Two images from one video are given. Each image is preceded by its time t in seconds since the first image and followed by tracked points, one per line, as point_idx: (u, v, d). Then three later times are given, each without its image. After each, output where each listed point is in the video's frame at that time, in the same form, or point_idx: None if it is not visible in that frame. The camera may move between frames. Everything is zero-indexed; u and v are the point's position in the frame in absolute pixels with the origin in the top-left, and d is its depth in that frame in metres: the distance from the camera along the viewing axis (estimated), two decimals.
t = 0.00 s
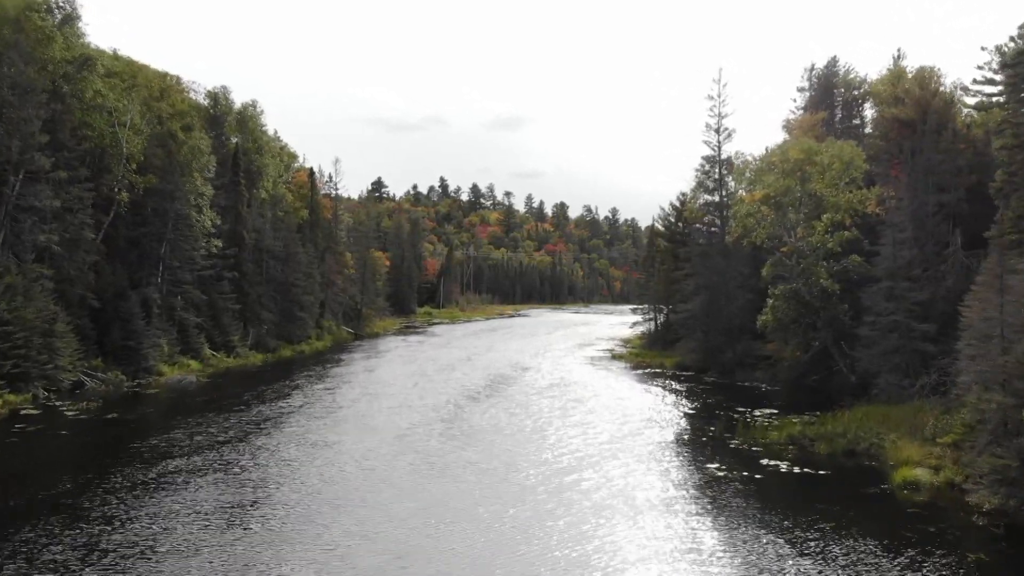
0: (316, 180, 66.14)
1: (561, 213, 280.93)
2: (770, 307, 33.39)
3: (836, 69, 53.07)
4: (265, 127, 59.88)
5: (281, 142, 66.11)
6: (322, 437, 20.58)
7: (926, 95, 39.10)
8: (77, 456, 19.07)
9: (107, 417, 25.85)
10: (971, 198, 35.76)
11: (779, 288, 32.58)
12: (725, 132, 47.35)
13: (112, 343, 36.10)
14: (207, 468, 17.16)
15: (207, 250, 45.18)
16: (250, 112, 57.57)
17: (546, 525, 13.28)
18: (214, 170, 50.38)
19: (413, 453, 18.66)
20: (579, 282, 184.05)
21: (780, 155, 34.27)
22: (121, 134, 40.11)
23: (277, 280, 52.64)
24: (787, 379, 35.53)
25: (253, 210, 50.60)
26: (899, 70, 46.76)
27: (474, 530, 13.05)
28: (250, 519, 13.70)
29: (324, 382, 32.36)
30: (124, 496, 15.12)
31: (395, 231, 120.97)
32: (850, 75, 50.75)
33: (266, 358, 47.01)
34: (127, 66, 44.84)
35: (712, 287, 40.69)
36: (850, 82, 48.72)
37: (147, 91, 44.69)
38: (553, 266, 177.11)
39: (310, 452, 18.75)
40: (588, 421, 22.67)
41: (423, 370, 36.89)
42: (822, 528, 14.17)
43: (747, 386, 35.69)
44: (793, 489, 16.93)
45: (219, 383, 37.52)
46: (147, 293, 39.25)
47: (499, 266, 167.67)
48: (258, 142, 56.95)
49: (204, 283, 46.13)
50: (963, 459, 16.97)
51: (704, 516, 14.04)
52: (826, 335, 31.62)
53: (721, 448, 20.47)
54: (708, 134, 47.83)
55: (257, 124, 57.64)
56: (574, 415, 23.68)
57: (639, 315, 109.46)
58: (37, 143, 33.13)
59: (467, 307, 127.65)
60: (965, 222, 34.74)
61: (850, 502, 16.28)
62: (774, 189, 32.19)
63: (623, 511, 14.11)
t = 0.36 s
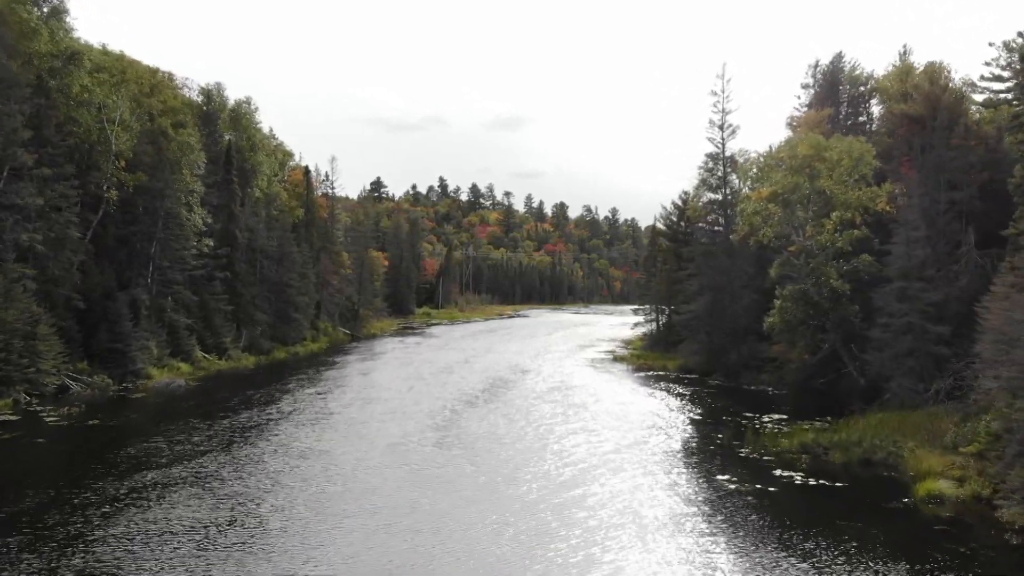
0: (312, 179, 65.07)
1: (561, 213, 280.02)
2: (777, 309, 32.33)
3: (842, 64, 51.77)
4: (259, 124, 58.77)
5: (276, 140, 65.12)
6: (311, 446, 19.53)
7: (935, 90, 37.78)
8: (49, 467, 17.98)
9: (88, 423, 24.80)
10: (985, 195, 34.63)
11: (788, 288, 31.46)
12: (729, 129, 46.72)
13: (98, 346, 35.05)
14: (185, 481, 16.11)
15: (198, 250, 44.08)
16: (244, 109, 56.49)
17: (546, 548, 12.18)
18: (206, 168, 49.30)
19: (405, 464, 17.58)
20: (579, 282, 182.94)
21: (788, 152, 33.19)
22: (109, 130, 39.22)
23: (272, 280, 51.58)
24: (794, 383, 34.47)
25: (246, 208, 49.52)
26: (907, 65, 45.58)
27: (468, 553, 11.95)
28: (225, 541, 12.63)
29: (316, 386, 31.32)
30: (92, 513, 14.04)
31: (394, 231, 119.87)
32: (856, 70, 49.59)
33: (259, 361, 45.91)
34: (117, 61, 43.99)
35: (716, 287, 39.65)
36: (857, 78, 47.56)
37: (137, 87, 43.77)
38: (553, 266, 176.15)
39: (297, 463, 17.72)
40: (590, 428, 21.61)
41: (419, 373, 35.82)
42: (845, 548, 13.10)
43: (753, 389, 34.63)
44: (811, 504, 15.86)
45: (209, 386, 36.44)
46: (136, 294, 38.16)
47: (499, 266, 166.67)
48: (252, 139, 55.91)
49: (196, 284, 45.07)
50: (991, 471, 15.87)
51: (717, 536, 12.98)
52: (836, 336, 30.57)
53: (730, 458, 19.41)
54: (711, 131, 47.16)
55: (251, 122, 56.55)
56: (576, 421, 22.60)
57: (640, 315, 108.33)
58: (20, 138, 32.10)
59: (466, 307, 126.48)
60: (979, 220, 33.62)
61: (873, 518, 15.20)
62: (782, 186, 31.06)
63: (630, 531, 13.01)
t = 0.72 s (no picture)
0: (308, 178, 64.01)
1: (561, 213, 279.33)
2: (785, 310, 31.27)
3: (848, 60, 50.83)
4: (254, 122, 57.67)
5: (272, 138, 64.10)
6: (298, 455, 18.54)
7: (946, 86, 36.87)
8: (20, 477, 16.96)
9: (69, 429, 23.81)
10: (998, 193, 33.58)
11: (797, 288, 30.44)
12: (735, 125, 43.69)
13: (85, 348, 34.04)
14: (162, 496, 15.11)
15: (189, 250, 43.02)
16: (237, 107, 55.40)
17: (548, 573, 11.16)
18: (198, 166, 48.24)
19: (397, 477, 16.57)
20: (579, 282, 181.96)
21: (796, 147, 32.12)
22: (98, 126, 38.22)
23: (266, 280, 50.56)
24: (802, 386, 33.42)
25: (240, 207, 48.46)
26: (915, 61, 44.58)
27: None
28: (199, 564, 11.63)
29: (309, 390, 30.30)
30: (59, 531, 13.03)
31: (393, 231, 118.76)
32: (862, 66, 48.60)
33: (252, 363, 44.91)
34: (106, 56, 42.96)
35: (721, 287, 38.62)
36: (864, 74, 46.50)
37: (126, 83, 42.75)
38: (553, 266, 175.30)
39: (283, 475, 16.73)
40: (593, 435, 20.60)
41: (416, 376, 34.78)
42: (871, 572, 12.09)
43: (759, 393, 33.62)
44: (830, 521, 14.86)
45: (199, 390, 35.41)
46: (124, 294, 37.13)
47: (498, 266, 165.80)
48: (246, 137, 54.83)
49: (188, 284, 44.04)
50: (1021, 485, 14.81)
51: (733, 559, 11.97)
52: (846, 339, 29.58)
53: (741, 468, 18.41)
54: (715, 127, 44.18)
55: (245, 119, 55.47)
56: (578, 428, 21.60)
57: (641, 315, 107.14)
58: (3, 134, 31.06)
59: (465, 308, 125.35)
60: (992, 219, 32.58)
61: (897, 536, 14.18)
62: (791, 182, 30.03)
63: (640, 554, 12.00)
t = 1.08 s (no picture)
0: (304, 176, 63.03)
1: (561, 213, 278.48)
2: (793, 311, 30.25)
3: (854, 56, 49.81)
4: (248, 120, 56.62)
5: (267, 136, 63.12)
6: (284, 466, 17.53)
7: (956, 80, 35.86)
8: None
9: (47, 436, 22.76)
10: (1011, 191, 32.56)
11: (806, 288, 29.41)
12: (738, 122, 41.40)
13: (70, 350, 32.99)
14: (135, 513, 14.10)
15: (180, 249, 41.97)
16: (231, 104, 54.34)
17: None
18: (190, 164, 47.16)
19: (388, 491, 15.53)
20: (579, 282, 180.96)
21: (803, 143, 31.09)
22: (86, 123, 37.33)
23: (260, 280, 49.51)
24: (810, 390, 32.40)
25: (233, 206, 47.44)
26: (923, 56, 43.56)
27: None
28: None
29: (300, 394, 29.26)
30: (18, 554, 12.00)
31: (391, 231, 117.68)
32: (869, 62, 47.58)
33: (245, 365, 43.90)
34: (96, 51, 42.02)
35: (725, 288, 37.56)
36: (871, 70, 45.43)
37: (116, 78, 41.80)
38: (553, 266, 174.46)
39: (266, 489, 15.72)
40: (595, 444, 19.58)
41: (412, 379, 33.77)
42: None
43: (766, 397, 32.61)
44: (852, 539, 13.84)
45: (189, 393, 34.37)
46: (112, 295, 36.10)
47: (498, 266, 164.98)
48: (240, 134, 53.87)
49: (179, 285, 42.99)
50: None
51: None
52: (857, 341, 28.58)
53: (753, 480, 17.39)
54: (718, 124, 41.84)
55: (239, 117, 54.41)
56: (580, 436, 20.60)
57: (642, 315, 106.19)
58: None
59: (464, 308, 124.26)
60: (1006, 217, 31.56)
61: (924, 557, 13.17)
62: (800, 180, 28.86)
63: None
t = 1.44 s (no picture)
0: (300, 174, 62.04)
1: (560, 213, 277.60)
2: (801, 313, 29.28)
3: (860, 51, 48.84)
4: (243, 117, 55.62)
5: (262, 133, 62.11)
6: (269, 478, 16.58)
7: (968, 75, 34.88)
8: None
9: (25, 444, 21.77)
10: None
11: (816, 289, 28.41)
12: (743, 117, 40.54)
13: (56, 353, 31.99)
14: (104, 532, 13.13)
15: (171, 249, 40.94)
16: (225, 101, 53.31)
17: None
18: (181, 162, 46.15)
19: (377, 507, 14.54)
20: (579, 282, 179.96)
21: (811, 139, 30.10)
22: (74, 119, 36.36)
23: (253, 281, 48.58)
24: (819, 393, 31.44)
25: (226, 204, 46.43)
26: (932, 50, 42.57)
27: None
28: None
29: (292, 399, 28.28)
30: None
31: (390, 231, 116.69)
32: (876, 57, 46.60)
33: (238, 368, 42.93)
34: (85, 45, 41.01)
35: (731, 288, 36.53)
36: (878, 66, 44.43)
37: (106, 73, 40.80)
38: (553, 266, 173.54)
39: (248, 504, 14.74)
40: (598, 453, 18.61)
41: (408, 383, 32.77)
42: None
43: (772, 401, 31.64)
44: (876, 559, 12.86)
45: (178, 397, 33.38)
46: (100, 296, 35.08)
47: (497, 266, 164.02)
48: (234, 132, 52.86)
49: (170, 285, 41.98)
50: None
51: None
52: (868, 344, 27.62)
53: (766, 492, 16.42)
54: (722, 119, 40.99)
55: (233, 114, 53.39)
56: (582, 444, 19.64)
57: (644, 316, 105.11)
58: None
59: (464, 308, 123.20)
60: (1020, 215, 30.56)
61: None
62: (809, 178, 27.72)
63: None
